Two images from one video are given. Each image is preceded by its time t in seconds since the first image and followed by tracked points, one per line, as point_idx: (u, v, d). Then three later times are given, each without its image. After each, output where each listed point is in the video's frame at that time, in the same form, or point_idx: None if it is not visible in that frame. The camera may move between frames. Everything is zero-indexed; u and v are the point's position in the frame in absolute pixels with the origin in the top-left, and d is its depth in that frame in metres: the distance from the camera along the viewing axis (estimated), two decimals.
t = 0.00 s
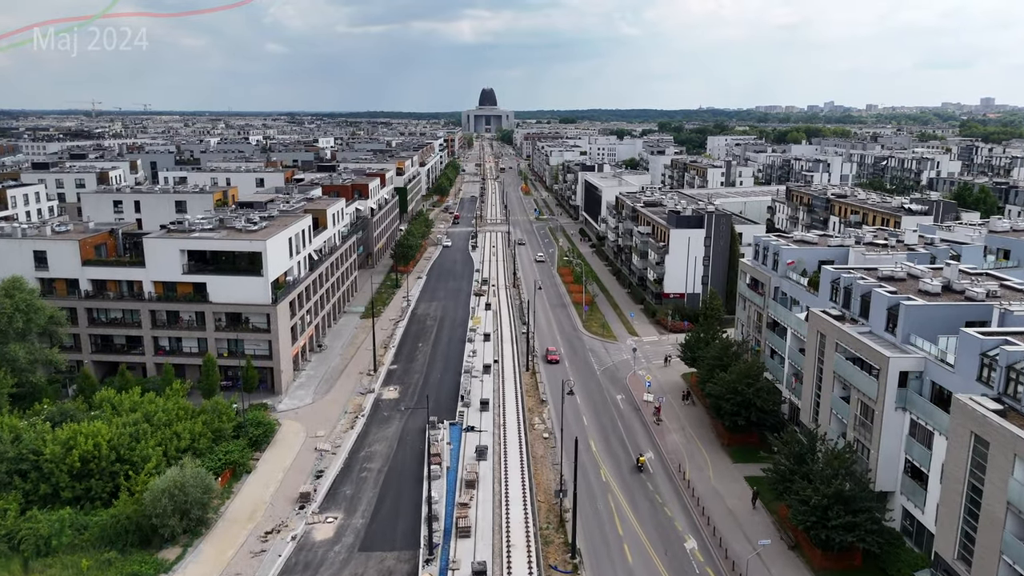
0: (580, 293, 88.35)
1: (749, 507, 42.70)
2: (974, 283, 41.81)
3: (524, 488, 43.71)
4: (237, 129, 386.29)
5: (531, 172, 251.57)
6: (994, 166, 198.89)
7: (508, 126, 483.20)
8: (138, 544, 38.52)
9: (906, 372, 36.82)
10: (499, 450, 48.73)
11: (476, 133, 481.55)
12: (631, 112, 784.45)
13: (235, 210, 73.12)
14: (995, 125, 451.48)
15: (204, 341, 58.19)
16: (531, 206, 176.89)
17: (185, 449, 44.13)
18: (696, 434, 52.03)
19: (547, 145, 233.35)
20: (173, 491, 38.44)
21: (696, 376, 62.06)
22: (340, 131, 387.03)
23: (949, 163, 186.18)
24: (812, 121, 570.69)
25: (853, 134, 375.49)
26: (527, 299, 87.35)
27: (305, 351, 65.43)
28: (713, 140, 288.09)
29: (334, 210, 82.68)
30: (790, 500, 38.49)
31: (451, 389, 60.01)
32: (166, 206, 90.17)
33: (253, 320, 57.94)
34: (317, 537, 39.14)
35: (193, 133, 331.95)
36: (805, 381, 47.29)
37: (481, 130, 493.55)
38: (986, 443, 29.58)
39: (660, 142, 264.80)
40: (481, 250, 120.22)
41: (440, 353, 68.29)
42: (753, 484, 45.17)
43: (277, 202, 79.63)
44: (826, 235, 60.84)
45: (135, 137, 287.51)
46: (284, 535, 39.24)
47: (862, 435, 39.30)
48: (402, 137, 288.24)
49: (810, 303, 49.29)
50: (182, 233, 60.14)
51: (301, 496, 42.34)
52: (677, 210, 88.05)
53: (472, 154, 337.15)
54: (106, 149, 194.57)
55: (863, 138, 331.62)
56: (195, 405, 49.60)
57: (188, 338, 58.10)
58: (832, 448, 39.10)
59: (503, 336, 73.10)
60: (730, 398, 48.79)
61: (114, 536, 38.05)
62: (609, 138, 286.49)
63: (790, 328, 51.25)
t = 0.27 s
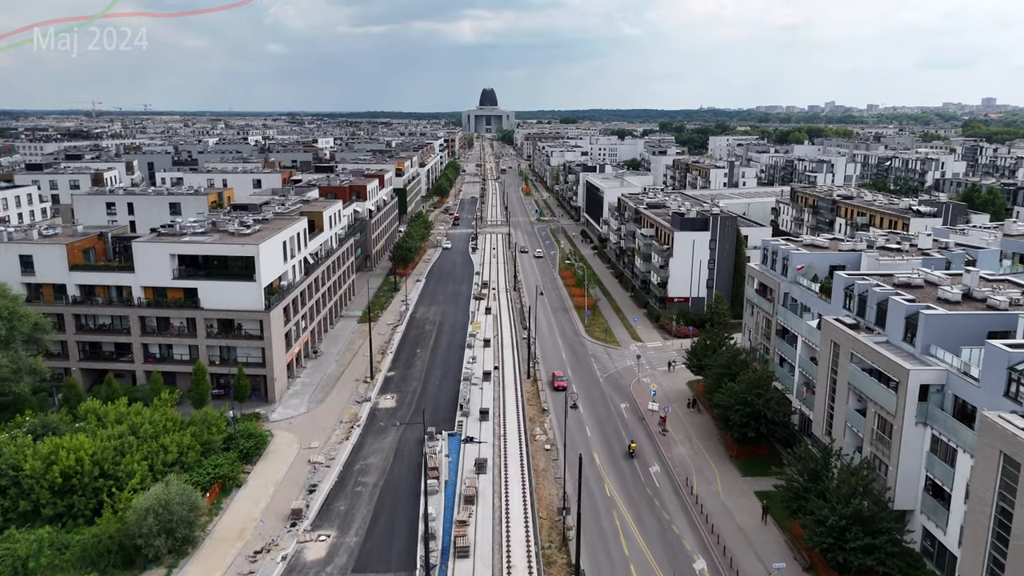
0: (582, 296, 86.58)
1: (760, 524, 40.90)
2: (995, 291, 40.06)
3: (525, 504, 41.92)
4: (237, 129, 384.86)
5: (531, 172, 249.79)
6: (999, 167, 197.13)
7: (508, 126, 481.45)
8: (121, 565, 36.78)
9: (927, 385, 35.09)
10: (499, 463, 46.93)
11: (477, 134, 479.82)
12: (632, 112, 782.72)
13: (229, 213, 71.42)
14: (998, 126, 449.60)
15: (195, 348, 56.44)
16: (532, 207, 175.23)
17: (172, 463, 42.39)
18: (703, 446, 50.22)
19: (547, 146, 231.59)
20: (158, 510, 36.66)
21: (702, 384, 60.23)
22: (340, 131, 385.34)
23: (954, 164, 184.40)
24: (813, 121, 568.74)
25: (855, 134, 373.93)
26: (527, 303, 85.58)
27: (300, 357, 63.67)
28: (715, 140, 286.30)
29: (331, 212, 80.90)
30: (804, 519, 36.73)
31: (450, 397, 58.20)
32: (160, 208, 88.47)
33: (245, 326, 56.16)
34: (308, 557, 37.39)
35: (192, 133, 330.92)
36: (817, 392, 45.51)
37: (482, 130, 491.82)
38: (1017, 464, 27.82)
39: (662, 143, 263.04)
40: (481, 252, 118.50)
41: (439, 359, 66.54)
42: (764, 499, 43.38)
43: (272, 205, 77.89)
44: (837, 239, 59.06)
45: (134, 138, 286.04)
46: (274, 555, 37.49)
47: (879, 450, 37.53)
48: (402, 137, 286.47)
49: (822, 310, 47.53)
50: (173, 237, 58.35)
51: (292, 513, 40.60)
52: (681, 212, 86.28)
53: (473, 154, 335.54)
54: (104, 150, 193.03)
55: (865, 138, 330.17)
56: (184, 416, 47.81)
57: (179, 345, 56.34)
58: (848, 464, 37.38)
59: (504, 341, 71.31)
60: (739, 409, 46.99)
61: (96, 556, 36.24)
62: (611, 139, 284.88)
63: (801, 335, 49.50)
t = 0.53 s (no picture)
0: (584, 300, 84.85)
1: (772, 543, 39.09)
2: (1018, 300, 38.34)
3: (526, 523, 40.12)
4: (236, 129, 383.20)
5: (532, 173, 248.01)
6: (1003, 167, 195.61)
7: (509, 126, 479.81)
8: None
9: (950, 400, 33.38)
10: (499, 477, 45.13)
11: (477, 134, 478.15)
12: (633, 112, 780.97)
13: (223, 216, 69.74)
14: (1000, 126, 447.97)
15: (186, 355, 54.67)
16: (532, 208, 173.64)
17: (158, 479, 40.67)
18: (711, 458, 48.40)
19: (548, 146, 229.89)
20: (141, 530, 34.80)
21: (708, 393, 58.47)
22: (340, 131, 384.12)
23: (958, 164, 182.80)
24: (814, 121, 567.01)
25: (857, 134, 372.40)
26: (528, 307, 83.84)
27: (295, 364, 61.95)
28: (716, 141, 284.55)
29: (328, 215, 79.21)
30: (820, 540, 34.96)
31: (448, 407, 56.42)
32: (153, 210, 86.77)
33: (237, 333, 54.42)
34: None
35: (192, 133, 329.57)
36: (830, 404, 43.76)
37: (482, 130, 490.18)
38: None
39: (663, 143, 261.36)
40: (481, 254, 116.81)
41: (438, 366, 64.79)
42: (776, 516, 41.59)
43: (268, 207, 76.23)
44: (848, 243, 57.32)
45: (133, 138, 284.75)
46: None
47: (899, 467, 35.77)
48: (402, 138, 284.72)
49: (835, 317, 45.81)
50: (163, 241, 56.60)
51: (283, 531, 38.83)
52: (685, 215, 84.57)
53: (473, 155, 333.91)
54: (100, 151, 190.59)
55: (867, 138, 328.96)
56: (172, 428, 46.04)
57: (169, 352, 54.60)
58: (866, 481, 35.67)
59: (504, 347, 69.55)
60: (749, 421, 45.21)
61: None
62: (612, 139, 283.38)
63: (812, 344, 47.76)
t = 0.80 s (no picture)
0: (586, 304, 83.08)
1: (785, 564, 37.25)
2: None
3: (527, 542, 38.30)
4: (236, 130, 381.83)
5: (533, 173, 246.39)
6: (1009, 168, 193.99)
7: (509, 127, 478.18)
8: None
9: (974, 418, 31.61)
10: (499, 493, 43.33)
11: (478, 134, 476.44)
12: (634, 112, 779.46)
13: (216, 218, 68.03)
14: (1003, 126, 446.34)
15: (175, 364, 52.95)
16: (533, 209, 171.93)
17: (142, 495, 38.99)
18: (720, 472, 46.59)
19: (549, 146, 228.17)
20: (121, 553, 33.01)
21: (716, 402, 56.62)
22: (340, 131, 382.43)
23: (963, 165, 181.14)
24: (816, 121, 565.20)
25: (860, 134, 370.81)
26: (529, 312, 82.08)
27: (289, 372, 60.21)
28: (718, 141, 282.79)
29: (324, 217, 77.46)
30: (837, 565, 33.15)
31: (446, 416, 54.62)
32: (147, 212, 85.05)
33: (228, 341, 52.67)
34: None
35: (191, 134, 328.04)
36: (844, 417, 41.99)
37: (483, 130, 488.53)
38: None
39: (665, 144, 259.61)
40: (481, 256, 115.07)
41: (436, 373, 63.02)
42: (788, 534, 39.77)
43: (262, 209, 74.49)
44: (859, 247, 55.51)
45: (131, 138, 283.12)
46: None
47: (920, 487, 33.96)
48: (402, 138, 282.87)
49: (849, 326, 44.05)
50: (152, 245, 54.83)
51: (272, 551, 37.03)
52: (690, 217, 82.77)
53: (474, 155, 332.26)
54: (97, 151, 188.96)
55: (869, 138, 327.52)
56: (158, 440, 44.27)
57: (158, 360, 52.87)
58: (885, 502, 33.90)
59: (504, 354, 67.78)
60: (759, 434, 43.39)
61: None
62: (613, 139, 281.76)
63: (825, 354, 45.97)
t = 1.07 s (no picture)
0: (588, 308, 81.35)
1: None
2: None
3: (528, 562, 36.50)
4: (236, 129, 380.35)
5: (534, 173, 244.80)
6: (1014, 168, 192.38)
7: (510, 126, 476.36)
8: None
9: (1002, 435, 29.85)
10: (499, 508, 41.55)
11: (479, 134, 474.86)
12: (635, 112, 778.16)
13: (209, 220, 66.31)
14: (1006, 126, 444.73)
15: (164, 372, 51.20)
16: (534, 210, 170.24)
17: (125, 512, 37.14)
18: (728, 485, 44.80)
19: (551, 146, 226.51)
20: None
21: (723, 411, 54.82)
22: (340, 131, 380.61)
23: (969, 165, 179.54)
24: (818, 121, 563.15)
25: (862, 134, 369.46)
26: (530, 316, 80.33)
27: (282, 379, 58.52)
28: (720, 141, 280.98)
29: (320, 219, 75.74)
30: None
31: (444, 426, 52.88)
32: (140, 213, 83.30)
33: (219, 347, 50.91)
34: None
35: (191, 133, 326.35)
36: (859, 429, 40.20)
37: (484, 130, 486.86)
38: None
39: (667, 143, 257.80)
40: (481, 258, 113.33)
41: (434, 380, 61.29)
42: (801, 552, 37.97)
43: (257, 211, 72.75)
44: (871, 251, 53.73)
45: (130, 138, 281.26)
46: None
47: (943, 507, 32.17)
48: (402, 138, 281.08)
49: (863, 334, 42.29)
50: (140, 248, 53.06)
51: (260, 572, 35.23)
52: (694, 219, 81.02)
53: (474, 155, 330.57)
54: (95, 151, 187.41)
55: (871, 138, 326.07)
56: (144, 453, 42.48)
57: (147, 368, 51.14)
58: (906, 523, 32.12)
59: (504, 360, 66.02)
60: (770, 447, 41.60)
61: None
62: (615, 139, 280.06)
63: (838, 363, 44.15)
